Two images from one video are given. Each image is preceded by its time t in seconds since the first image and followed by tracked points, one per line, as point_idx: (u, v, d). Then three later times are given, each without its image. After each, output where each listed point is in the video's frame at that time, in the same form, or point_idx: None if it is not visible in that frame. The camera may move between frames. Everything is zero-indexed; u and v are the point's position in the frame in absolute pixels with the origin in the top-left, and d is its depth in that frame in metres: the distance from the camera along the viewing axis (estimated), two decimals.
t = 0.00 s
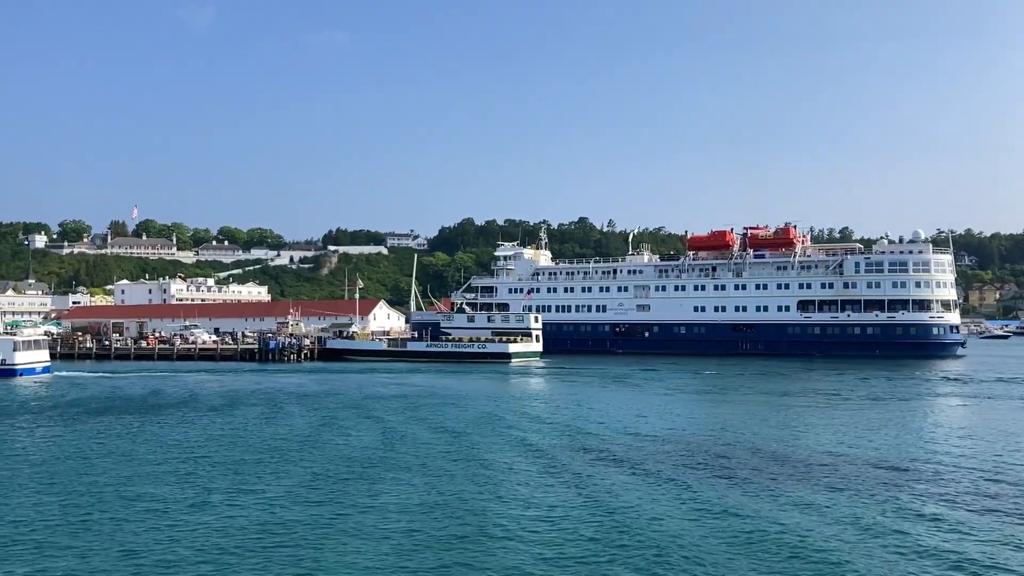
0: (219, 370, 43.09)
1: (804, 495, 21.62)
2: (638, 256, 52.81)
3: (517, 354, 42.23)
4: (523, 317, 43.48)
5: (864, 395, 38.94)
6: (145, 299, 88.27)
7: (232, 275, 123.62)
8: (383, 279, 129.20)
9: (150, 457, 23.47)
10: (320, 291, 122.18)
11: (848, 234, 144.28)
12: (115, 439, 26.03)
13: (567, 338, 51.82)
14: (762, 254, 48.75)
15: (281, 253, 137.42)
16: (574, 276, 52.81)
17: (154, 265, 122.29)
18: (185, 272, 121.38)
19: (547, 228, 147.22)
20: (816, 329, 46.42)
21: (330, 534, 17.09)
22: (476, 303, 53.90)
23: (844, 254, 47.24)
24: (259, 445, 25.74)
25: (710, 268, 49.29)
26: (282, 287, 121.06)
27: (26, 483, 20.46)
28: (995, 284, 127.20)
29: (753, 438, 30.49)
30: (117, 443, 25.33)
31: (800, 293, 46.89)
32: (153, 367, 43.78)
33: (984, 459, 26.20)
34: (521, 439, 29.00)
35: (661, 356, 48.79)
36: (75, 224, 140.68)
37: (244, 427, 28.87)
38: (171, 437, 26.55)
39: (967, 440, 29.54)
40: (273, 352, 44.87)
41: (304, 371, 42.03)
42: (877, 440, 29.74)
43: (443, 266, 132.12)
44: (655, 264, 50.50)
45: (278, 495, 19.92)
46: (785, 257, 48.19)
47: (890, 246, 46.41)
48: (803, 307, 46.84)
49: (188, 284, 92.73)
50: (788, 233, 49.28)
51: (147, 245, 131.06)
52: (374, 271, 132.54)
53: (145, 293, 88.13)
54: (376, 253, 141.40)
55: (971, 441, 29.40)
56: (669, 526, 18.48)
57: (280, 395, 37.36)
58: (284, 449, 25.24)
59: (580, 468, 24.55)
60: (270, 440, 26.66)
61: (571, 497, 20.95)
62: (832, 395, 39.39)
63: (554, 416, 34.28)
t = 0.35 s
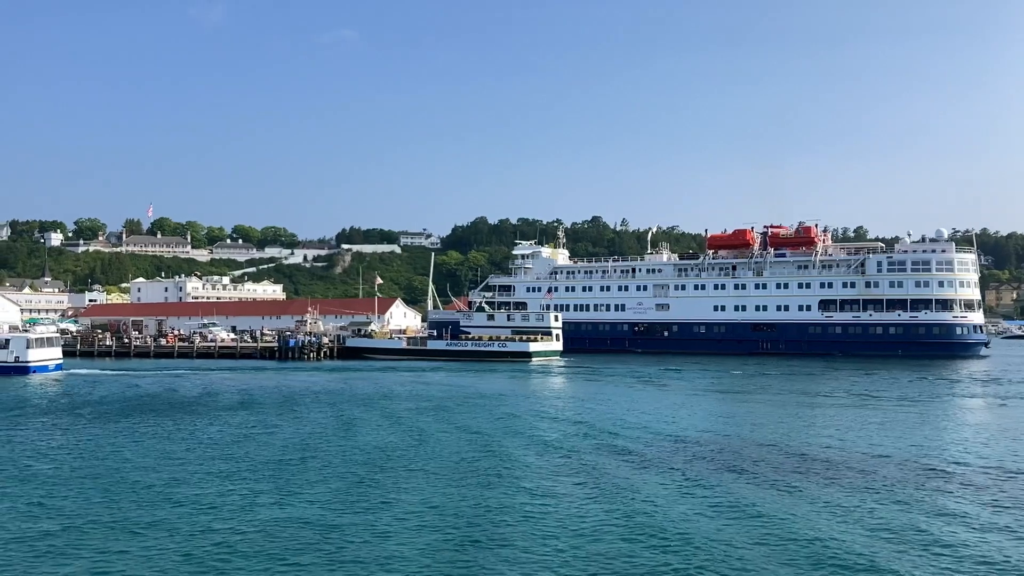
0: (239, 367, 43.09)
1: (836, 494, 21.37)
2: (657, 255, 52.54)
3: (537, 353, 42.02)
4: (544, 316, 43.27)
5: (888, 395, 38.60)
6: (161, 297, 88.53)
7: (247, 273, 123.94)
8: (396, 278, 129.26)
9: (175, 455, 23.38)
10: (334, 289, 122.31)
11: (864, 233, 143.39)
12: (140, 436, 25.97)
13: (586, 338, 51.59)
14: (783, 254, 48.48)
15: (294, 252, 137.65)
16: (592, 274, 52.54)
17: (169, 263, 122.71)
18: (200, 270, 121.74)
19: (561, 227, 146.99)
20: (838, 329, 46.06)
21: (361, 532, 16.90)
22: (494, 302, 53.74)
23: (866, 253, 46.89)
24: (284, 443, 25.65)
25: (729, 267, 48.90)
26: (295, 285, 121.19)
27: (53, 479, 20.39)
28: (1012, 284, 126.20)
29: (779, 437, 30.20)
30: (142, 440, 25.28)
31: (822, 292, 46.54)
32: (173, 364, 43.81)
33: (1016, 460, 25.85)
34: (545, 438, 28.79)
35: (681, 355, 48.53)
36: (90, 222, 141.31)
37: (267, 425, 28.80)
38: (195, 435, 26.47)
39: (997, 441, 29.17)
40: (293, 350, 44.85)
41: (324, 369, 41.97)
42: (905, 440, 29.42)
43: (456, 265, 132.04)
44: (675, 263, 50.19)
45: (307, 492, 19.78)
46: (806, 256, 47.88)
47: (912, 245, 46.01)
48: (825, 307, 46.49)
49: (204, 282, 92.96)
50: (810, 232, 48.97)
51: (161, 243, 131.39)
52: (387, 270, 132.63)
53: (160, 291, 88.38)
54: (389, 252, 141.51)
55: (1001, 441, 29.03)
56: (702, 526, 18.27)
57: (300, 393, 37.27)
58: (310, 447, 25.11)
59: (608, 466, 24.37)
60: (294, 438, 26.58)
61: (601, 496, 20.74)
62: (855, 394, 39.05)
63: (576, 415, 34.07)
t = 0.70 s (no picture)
0: (257, 367, 43.06)
1: (867, 498, 21.09)
2: (674, 256, 52.29)
3: (556, 353, 41.78)
4: (563, 316, 43.02)
5: (910, 396, 38.24)
6: (175, 297, 88.85)
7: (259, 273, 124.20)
8: (408, 277, 129.33)
9: (198, 454, 23.28)
10: (346, 289, 122.42)
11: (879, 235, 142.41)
12: (162, 435, 25.89)
13: (603, 338, 51.33)
14: (803, 254, 48.20)
15: (306, 252, 137.85)
16: (610, 275, 52.31)
17: (182, 263, 123.07)
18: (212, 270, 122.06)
19: (572, 227, 146.85)
20: (858, 330, 45.71)
21: (390, 534, 16.71)
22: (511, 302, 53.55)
23: (886, 254, 46.56)
24: (306, 444, 25.54)
25: (748, 268, 48.72)
26: (308, 285, 121.33)
27: (78, 478, 20.30)
28: None
29: (804, 439, 29.91)
30: (164, 440, 25.18)
31: (842, 293, 46.20)
32: (191, 364, 43.82)
33: None
34: (567, 439, 28.59)
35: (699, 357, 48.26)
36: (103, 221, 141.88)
37: (288, 425, 28.73)
38: (217, 435, 26.38)
39: None
40: (311, 349, 44.80)
41: (342, 369, 41.87)
42: (931, 442, 29.09)
43: (468, 265, 132.00)
44: (693, 263, 49.96)
45: (333, 494, 19.62)
46: (826, 257, 47.59)
47: (933, 246, 45.66)
48: (845, 308, 46.14)
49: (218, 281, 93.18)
50: (830, 233, 48.67)
51: (174, 242, 131.74)
52: (399, 270, 132.72)
53: (174, 291, 88.70)
54: (401, 252, 141.72)
55: None
56: (734, 529, 18.03)
57: (319, 393, 37.16)
58: (332, 448, 24.97)
59: (633, 468, 24.16)
60: (316, 439, 26.45)
61: (629, 498, 20.54)
62: (877, 396, 38.71)
63: (597, 416, 33.85)
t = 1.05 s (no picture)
0: (272, 367, 43.00)
1: (892, 502, 20.86)
2: (690, 257, 52.05)
3: (572, 355, 41.54)
4: (579, 317, 42.78)
5: (929, 399, 37.92)
6: (186, 296, 88.93)
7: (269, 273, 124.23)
8: (418, 278, 129.20)
9: (218, 456, 23.13)
10: (356, 289, 122.32)
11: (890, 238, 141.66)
12: (180, 437, 25.73)
13: (618, 340, 51.09)
14: (820, 255, 48.01)
15: (316, 252, 137.81)
16: (625, 276, 52.08)
17: (193, 262, 123.21)
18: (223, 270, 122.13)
19: (582, 228, 146.57)
20: (876, 333, 45.38)
21: (415, 539, 16.52)
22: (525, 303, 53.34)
23: (905, 256, 46.24)
24: (325, 445, 25.41)
25: (765, 269, 48.67)
26: (317, 286, 121.31)
27: (100, 479, 20.15)
28: None
29: (825, 442, 29.64)
30: (183, 441, 25.04)
31: (860, 295, 45.88)
32: (206, 364, 43.77)
33: None
34: (586, 442, 28.39)
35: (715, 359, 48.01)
36: (114, 221, 142.06)
37: (307, 426, 28.61)
38: (236, 436, 26.24)
39: None
40: (327, 350, 44.72)
41: (357, 369, 41.71)
42: (955, 445, 28.78)
43: (477, 266, 131.89)
44: (709, 265, 49.77)
45: (357, 497, 19.43)
46: (843, 258, 47.39)
47: (953, 248, 45.33)
48: (863, 310, 45.83)
49: (229, 281, 93.19)
50: (847, 235, 48.38)
51: (185, 242, 131.90)
52: (409, 270, 132.65)
53: (186, 290, 88.79)
54: (410, 252, 141.67)
55: None
56: (764, 536, 17.77)
57: (335, 395, 36.99)
58: (352, 450, 24.79)
59: (656, 472, 23.91)
60: (335, 440, 26.32)
61: (655, 502, 20.29)
62: (896, 399, 38.39)
63: (615, 418, 33.60)
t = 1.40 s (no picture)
0: (283, 368, 42.74)
1: (916, 507, 20.54)
2: (702, 259, 51.71)
3: (585, 357, 41.17)
4: (592, 320, 42.43)
5: (945, 403, 37.55)
6: (192, 296, 88.75)
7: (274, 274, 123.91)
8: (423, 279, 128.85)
9: (234, 459, 22.81)
10: (360, 290, 121.96)
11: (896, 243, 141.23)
12: (194, 439, 25.43)
13: (629, 343, 50.77)
14: (834, 258, 47.73)
15: (321, 253, 137.54)
16: (636, 278, 51.72)
17: (197, 263, 122.95)
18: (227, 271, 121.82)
19: (588, 230, 146.19)
20: (890, 337, 45.03)
21: (437, 546, 16.25)
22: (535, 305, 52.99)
23: (919, 259, 45.86)
24: (340, 448, 25.13)
25: (777, 272, 48.48)
26: (322, 287, 121.06)
27: (115, 484, 19.84)
28: None
29: (844, 445, 29.29)
30: (197, 444, 24.73)
31: (874, 299, 45.48)
32: (216, 365, 43.51)
33: None
34: (602, 444, 28.07)
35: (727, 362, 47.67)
36: (119, 221, 141.89)
37: (321, 429, 28.31)
38: (250, 439, 25.92)
39: None
40: (338, 351, 44.47)
41: (368, 371, 41.42)
42: (975, 450, 28.41)
43: (482, 267, 131.61)
44: (721, 268, 49.43)
45: (377, 503, 19.09)
46: (857, 261, 47.19)
47: (968, 252, 45.00)
48: (877, 314, 45.47)
49: (235, 281, 92.92)
50: (861, 238, 47.94)
51: (190, 242, 131.69)
52: (414, 271, 132.34)
53: (191, 290, 88.60)
54: (415, 253, 141.40)
55: None
56: (793, 542, 17.43)
57: (346, 397, 36.71)
58: (368, 454, 24.47)
59: (677, 475, 23.60)
60: (350, 443, 26.02)
61: (679, 506, 19.95)
62: (911, 403, 38.02)
63: (630, 421, 33.26)
